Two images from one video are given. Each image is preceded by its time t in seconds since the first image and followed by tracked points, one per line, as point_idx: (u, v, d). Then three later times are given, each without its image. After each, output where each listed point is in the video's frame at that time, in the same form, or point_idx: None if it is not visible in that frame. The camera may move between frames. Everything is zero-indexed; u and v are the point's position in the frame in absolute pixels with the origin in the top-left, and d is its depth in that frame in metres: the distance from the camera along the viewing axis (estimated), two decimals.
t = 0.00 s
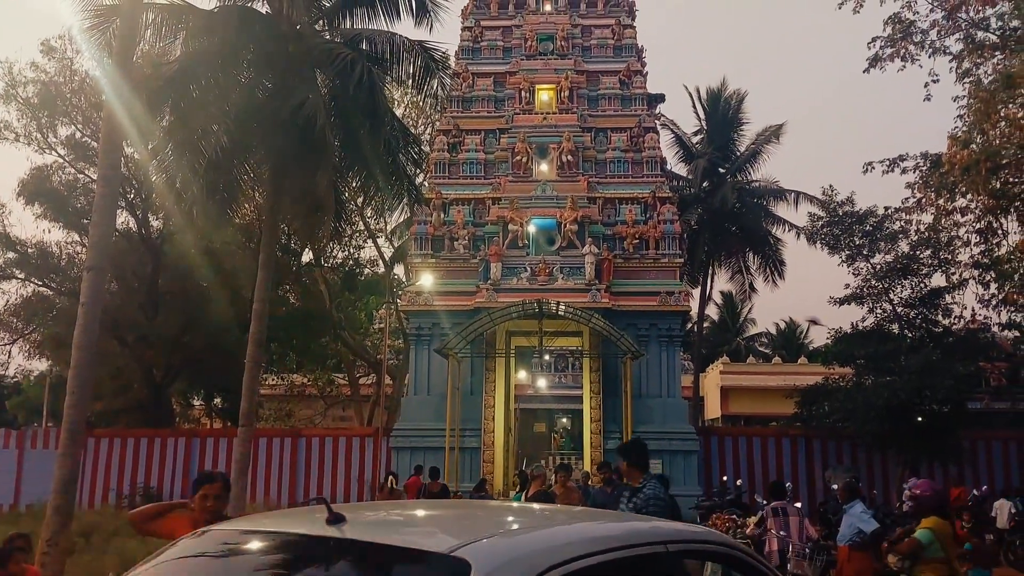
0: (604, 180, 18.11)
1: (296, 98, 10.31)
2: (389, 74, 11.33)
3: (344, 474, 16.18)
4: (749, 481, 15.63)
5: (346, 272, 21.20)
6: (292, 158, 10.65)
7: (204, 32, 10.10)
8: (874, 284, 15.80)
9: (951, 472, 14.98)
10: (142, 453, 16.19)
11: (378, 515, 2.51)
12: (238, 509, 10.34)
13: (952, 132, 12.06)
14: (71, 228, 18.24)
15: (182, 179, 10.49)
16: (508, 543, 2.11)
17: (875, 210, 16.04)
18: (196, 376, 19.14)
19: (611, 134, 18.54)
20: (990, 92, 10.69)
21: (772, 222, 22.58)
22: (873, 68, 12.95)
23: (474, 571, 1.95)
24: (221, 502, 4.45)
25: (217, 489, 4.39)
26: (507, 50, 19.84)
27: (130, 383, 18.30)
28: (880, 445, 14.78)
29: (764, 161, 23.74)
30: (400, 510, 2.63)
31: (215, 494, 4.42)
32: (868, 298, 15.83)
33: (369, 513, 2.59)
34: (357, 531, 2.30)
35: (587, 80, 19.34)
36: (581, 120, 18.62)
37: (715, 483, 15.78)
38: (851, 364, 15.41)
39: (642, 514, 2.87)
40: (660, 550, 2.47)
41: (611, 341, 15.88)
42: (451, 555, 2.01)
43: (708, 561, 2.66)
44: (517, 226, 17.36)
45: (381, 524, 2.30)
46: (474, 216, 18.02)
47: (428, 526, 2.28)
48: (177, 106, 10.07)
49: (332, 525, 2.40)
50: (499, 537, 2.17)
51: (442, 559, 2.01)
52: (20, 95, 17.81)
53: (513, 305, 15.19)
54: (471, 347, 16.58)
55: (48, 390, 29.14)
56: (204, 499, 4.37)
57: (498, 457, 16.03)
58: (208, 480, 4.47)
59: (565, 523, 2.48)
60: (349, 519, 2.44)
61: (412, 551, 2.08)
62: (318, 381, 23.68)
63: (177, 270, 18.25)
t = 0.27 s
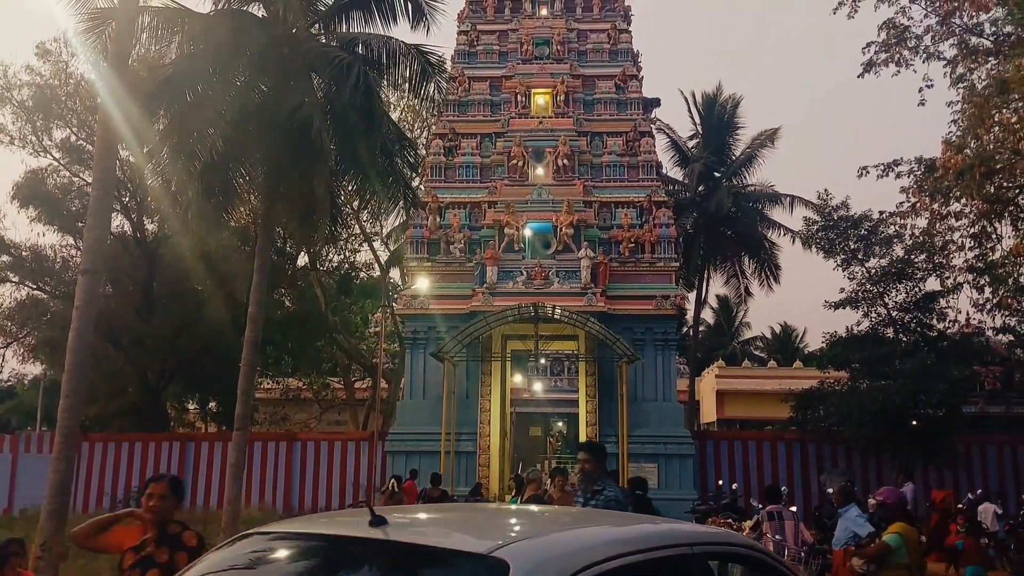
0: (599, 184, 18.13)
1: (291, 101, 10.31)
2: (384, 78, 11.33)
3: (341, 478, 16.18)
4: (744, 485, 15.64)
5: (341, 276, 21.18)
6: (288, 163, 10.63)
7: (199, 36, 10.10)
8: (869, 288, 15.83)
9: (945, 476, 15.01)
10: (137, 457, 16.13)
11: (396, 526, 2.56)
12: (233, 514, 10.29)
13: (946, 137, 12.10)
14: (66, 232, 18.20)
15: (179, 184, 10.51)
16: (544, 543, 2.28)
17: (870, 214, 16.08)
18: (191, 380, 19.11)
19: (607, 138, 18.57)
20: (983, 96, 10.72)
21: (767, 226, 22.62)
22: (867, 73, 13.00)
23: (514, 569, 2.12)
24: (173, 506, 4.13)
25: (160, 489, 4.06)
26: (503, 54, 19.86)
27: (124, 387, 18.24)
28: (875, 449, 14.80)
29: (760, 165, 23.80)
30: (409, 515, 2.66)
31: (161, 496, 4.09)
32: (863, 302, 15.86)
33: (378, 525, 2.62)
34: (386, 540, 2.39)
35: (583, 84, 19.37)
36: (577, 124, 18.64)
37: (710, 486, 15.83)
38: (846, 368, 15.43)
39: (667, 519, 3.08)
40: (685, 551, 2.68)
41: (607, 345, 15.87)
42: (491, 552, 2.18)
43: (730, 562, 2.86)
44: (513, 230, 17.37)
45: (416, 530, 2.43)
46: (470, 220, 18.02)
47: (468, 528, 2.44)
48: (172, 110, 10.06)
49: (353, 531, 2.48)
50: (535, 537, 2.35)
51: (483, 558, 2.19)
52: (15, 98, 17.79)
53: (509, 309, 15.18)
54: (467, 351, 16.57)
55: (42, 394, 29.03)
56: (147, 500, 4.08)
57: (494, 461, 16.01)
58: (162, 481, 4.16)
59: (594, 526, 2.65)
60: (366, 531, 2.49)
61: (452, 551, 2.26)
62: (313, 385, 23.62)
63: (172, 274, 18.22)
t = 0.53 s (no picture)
0: (594, 187, 18.14)
1: (286, 103, 10.29)
2: (379, 81, 11.31)
3: (335, 481, 16.13)
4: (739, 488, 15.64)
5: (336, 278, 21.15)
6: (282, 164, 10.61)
7: (193, 37, 10.12)
8: (862, 292, 15.86)
9: (938, 480, 15.03)
10: (130, 460, 16.06)
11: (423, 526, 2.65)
12: (226, 517, 10.24)
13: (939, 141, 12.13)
14: (59, 233, 18.13)
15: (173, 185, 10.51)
16: (572, 543, 2.39)
17: (864, 218, 16.11)
18: (185, 383, 19.05)
19: (602, 141, 18.58)
20: (976, 100, 10.74)
21: (761, 230, 22.66)
22: (861, 76, 13.03)
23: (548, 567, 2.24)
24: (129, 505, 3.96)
25: (117, 484, 3.91)
26: (498, 57, 19.86)
27: (117, 389, 18.16)
28: (869, 452, 14.83)
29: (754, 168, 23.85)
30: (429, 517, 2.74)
31: (119, 491, 3.93)
32: (857, 305, 15.90)
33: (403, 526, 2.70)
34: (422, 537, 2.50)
35: (578, 87, 19.38)
36: (572, 127, 18.64)
37: (705, 488, 15.82)
38: (839, 371, 15.45)
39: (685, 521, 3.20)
40: (705, 552, 2.82)
41: (601, 348, 15.87)
42: (525, 551, 2.30)
43: (747, 561, 2.99)
44: (508, 233, 17.36)
45: (449, 528, 2.55)
46: (465, 222, 18.02)
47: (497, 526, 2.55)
48: (165, 112, 10.03)
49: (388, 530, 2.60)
50: (565, 537, 2.46)
51: (516, 557, 2.30)
52: (8, 99, 17.73)
53: (503, 311, 15.17)
54: (461, 353, 16.54)
55: (35, 396, 28.89)
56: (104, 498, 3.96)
57: (488, 463, 15.99)
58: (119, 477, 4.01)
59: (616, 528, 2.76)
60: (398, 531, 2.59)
61: (487, 550, 2.37)
62: (307, 387, 23.57)
63: (165, 276, 18.17)
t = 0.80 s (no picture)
0: (586, 189, 18.16)
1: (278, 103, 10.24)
2: (372, 81, 11.29)
3: (325, 483, 16.10)
4: (728, 490, 15.67)
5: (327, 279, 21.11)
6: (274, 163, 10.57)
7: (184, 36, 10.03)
8: (852, 294, 15.92)
9: (926, 482, 15.08)
10: (119, 460, 15.98)
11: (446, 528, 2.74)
12: (215, 518, 10.19)
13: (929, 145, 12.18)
14: (48, 232, 18.01)
15: (164, 184, 10.46)
16: (599, 543, 2.49)
17: (854, 221, 16.18)
18: (174, 383, 18.96)
19: (594, 144, 18.61)
20: (966, 104, 10.76)
21: (752, 233, 22.74)
22: (852, 80, 13.08)
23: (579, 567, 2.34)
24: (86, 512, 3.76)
25: (75, 493, 3.71)
26: (490, 58, 19.84)
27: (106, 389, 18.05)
28: (858, 454, 14.88)
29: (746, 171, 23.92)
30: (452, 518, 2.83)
31: (75, 499, 3.74)
32: (847, 308, 15.96)
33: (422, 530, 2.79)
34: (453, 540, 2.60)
35: (570, 89, 19.38)
36: (564, 129, 18.65)
37: (695, 490, 15.82)
38: (829, 374, 15.51)
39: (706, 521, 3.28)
40: (726, 550, 2.87)
41: (592, 350, 15.88)
42: (555, 551, 2.40)
43: (768, 561, 3.04)
44: (500, 234, 17.35)
45: (481, 528, 2.66)
46: (457, 223, 18.01)
47: (524, 527, 2.65)
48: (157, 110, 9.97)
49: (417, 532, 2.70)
50: (592, 537, 2.56)
51: (547, 557, 2.40)
52: None
53: (494, 313, 15.15)
54: (453, 354, 16.52)
55: (22, 395, 28.68)
56: (58, 507, 3.73)
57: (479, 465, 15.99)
58: (75, 484, 3.81)
59: (636, 527, 2.82)
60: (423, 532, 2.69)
61: (520, 550, 2.47)
62: (297, 388, 23.50)
63: (155, 276, 18.07)
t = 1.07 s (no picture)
0: (575, 191, 18.16)
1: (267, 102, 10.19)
2: (360, 81, 11.25)
3: (311, 484, 16.05)
4: (714, 492, 15.72)
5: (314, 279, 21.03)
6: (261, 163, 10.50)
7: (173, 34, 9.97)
8: (838, 297, 16.01)
9: (911, 485, 15.16)
10: (103, 460, 15.86)
11: (472, 527, 2.88)
12: (200, 518, 10.11)
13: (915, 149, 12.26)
14: (32, 230, 17.86)
15: (150, 182, 10.39)
16: (626, 542, 2.62)
17: (840, 224, 16.27)
18: (160, 383, 18.83)
19: (582, 145, 18.62)
20: (952, 109, 10.81)
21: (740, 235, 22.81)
22: (840, 85, 13.15)
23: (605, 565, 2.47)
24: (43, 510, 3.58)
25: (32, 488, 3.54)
26: (480, 59, 19.83)
27: (90, 389, 17.92)
28: (843, 456, 14.94)
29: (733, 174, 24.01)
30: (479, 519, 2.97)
31: (32, 497, 3.56)
32: (833, 311, 16.03)
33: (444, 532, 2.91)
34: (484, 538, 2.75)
35: (559, 91, 19.39)
36: (552, 130, 18.65)
37: (681, 492, 15.83)
38: (814, 376, 15.57)
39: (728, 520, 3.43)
40: (748, 549, 3.03)
41: (580, 351, 15.88)
42: (583, 548, 2.54)
43: (787, 562, 3.18)
44: (488, 235, 17.33)
45: (511, 527, 2.81)
46: (445, 224, 17.98)
47: (527, 526, 2.82)
48: (144, 109, 9.89)
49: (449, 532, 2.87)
50: (619, 537, 2.70)
51: (575, 554, 2.54)
52: None
53: (482, 314, 15.11)
54: (440, 355, 16.49)
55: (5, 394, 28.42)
56: (14, 503, 3.54)
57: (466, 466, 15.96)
58: (33, 483, 3.65)
59: (660, 528, 2.95)
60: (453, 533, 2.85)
61: (548, 548, 2.61)
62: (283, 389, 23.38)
63: (141, 275, 17.95)
